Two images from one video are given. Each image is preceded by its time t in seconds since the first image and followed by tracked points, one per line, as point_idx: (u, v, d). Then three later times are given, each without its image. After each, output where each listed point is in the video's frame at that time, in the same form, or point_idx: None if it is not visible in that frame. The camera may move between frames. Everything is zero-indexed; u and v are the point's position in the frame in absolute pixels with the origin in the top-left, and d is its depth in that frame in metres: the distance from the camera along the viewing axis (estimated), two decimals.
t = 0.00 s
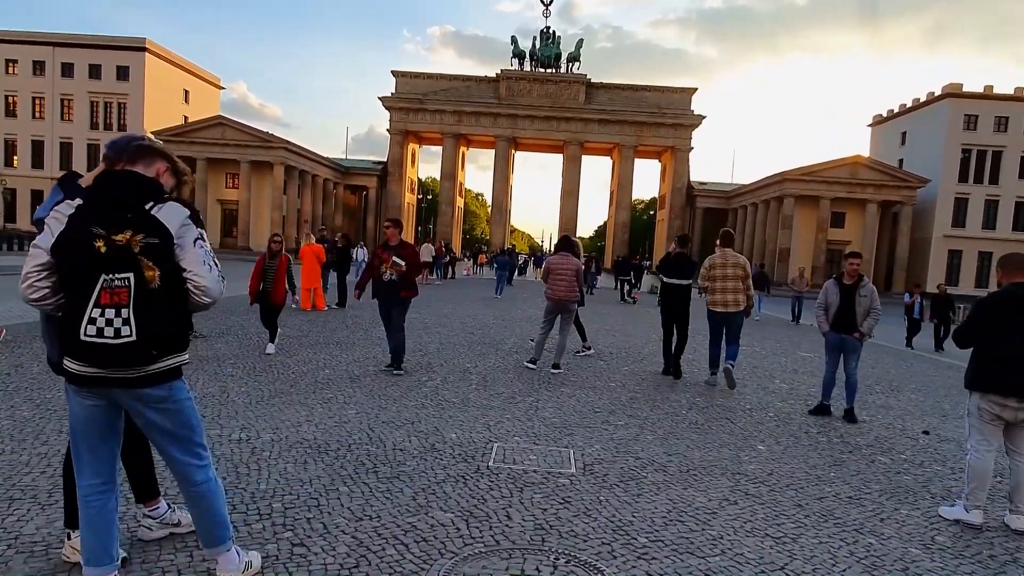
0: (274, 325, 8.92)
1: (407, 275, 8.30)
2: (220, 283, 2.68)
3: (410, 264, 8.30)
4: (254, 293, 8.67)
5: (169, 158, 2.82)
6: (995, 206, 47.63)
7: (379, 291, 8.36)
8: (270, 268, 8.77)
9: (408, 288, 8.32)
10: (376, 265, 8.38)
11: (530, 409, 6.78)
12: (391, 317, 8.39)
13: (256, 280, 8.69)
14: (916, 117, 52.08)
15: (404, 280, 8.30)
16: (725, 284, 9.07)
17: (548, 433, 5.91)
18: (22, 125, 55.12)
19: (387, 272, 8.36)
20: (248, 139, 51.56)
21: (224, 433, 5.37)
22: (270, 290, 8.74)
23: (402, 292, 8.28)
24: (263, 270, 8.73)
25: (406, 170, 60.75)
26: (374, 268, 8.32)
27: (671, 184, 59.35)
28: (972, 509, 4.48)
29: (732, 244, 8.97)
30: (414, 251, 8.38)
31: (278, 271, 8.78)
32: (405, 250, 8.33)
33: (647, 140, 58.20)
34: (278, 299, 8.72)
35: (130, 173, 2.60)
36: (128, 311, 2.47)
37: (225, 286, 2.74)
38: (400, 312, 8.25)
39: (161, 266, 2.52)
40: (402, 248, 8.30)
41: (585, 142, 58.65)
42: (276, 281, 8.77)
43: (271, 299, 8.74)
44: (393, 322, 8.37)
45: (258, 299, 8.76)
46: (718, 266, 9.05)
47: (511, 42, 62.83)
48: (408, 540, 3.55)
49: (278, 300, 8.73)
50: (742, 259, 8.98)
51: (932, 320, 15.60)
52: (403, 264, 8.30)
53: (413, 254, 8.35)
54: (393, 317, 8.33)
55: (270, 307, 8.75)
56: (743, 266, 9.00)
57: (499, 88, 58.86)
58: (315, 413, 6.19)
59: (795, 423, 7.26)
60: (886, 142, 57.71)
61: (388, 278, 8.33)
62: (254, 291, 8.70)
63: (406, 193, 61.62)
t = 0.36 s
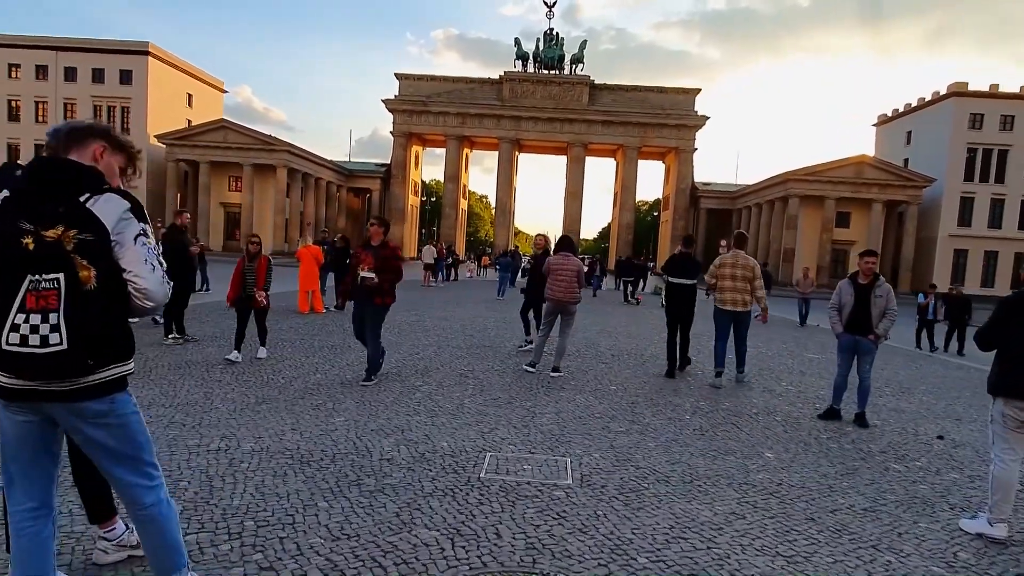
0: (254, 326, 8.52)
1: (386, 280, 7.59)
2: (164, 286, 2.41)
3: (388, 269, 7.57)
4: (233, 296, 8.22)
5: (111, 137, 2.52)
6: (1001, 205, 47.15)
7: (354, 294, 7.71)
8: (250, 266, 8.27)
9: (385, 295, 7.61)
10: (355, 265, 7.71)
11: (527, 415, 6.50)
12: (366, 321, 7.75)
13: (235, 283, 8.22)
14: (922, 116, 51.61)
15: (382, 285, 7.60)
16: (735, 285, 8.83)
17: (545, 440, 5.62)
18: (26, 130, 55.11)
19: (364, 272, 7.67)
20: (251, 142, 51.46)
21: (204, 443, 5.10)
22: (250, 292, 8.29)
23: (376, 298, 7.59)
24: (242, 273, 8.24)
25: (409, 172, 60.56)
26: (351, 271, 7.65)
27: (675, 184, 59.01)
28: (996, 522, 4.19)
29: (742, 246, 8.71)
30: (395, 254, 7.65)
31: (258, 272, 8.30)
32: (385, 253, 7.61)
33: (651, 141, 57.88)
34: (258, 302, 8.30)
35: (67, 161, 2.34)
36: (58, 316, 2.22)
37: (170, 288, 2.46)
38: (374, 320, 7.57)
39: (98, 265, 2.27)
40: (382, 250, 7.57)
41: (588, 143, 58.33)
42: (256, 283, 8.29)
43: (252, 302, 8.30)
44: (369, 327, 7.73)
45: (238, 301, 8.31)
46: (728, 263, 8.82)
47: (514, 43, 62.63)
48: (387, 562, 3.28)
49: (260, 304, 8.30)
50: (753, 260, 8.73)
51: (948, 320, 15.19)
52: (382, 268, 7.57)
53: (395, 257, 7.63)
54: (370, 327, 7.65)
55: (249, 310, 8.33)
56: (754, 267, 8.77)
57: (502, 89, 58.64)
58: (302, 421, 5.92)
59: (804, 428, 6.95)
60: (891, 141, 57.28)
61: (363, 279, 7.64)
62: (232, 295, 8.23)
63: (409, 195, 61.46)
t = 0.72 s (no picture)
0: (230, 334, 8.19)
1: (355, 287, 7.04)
2: (102, 298, 2.19)
3: (355, 275, 7.00)
4: (205, 299, 7.86)
5: (45, 124, 2.25)
6: (1012, 206, 46.58)
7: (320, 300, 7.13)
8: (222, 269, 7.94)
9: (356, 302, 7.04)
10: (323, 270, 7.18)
11: (525, 425, 6.22)
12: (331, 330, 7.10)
13: (206, 285, 7.88)
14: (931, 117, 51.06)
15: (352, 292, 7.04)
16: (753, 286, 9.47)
17: (543, 454, 5.34)
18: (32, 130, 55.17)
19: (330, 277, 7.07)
20: (256, 143, 51.37)
21: (182, 458, 4.82)
22: (223, 296, 7.93)
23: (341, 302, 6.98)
24: (214, 275, 7.89)
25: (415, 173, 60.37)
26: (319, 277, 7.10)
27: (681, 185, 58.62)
28: None
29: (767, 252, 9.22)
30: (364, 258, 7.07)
31: (232, 274, 7.97)
32: (352, 258, 7.02)
33: (657, 142, 57.52)
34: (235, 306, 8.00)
35: None
36: None
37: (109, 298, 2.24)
38: (337, 328, 7.00)
39: (24, 273, 1.99)
40: (349, 254, 7.00)
41: (594, 144, 57.98)
42: (231, 285, 7.94)
43: (226, 304, 7.95)
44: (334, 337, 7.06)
45: (211, 306, 7.92)
46: (749, 264, 9.43)
47: (519, 44, 62.37)
48: None
49: (235, 307, 7.99)
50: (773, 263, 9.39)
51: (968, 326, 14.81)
52: (350, 273, 6.99)
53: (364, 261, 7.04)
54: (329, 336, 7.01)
55: (224, 315, 7.97)
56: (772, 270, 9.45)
57: (507, 90, 58.36)
58: (289, 432, 5.65)
59: (816, 440, 6.64)
60: (899, 142, 56.75)
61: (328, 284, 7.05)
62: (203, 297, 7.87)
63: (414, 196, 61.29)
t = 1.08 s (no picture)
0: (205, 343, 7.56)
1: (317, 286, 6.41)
2: (36, 312, 2.15)
3: (317, 271, 6.40)
4: (175, 303, 7.44)
5: None
6: (1017, 206, 46.23)
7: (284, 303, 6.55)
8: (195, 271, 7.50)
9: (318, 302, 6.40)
10: (284, 269, 6.58)
11: (524, 431, 5.99)
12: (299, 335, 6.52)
13: (177, 289, 7.47)
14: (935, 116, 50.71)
15: (315, 291, 6.43)
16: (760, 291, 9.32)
17: (543, 462, 5.11)
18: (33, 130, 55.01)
19: (292, 278, 6.49)
20: (258, 142, 51.20)
21: (163, 466, 4.57)
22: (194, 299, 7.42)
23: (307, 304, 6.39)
24: (185, 276, 7.50)
25: (417, 172, 60.16)
26: (276, 275, 6.51)
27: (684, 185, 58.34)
28: None
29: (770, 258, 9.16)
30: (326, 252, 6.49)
31: (205, 278, 7.52)
32: (313, 252, 6.44)
33: (660, 141, 57.25)
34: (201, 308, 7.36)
35: None
36: None
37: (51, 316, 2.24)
38: (305, 333, 6.43)
39: None
40: (308, 248, 6.44)
41: (597, 143, 57.70)
42: (203, 289, 7.45)
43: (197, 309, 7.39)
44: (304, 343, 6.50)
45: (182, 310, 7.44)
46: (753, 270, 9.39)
47: (522, 43, 62.12)
48: None
49: (204, 311, 7.38)
50: (776, 268, 9.28)
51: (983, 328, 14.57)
52: (310, 270, 6.40)
53: (326, 255, 6.45)
54: (300, 347, 6.48)
55: (192, 321, 7.39)
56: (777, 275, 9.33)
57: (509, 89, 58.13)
58: (278, 438, 5.42)
59: (827, 447, 6.39)
60: (904, 141, 56.42)
61: (292, 285, 6.47)
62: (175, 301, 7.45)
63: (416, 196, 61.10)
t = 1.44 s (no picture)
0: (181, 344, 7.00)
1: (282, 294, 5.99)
2: (27, 309, 2.39)
3: (283, 278, 5.99)
4: (150, 304, 6.90)
5: None
6: (1019, 206, 46.06)
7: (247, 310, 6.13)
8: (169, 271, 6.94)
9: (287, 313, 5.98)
10: (247, 275, 6.16)
11: (521, 436, 5.85)
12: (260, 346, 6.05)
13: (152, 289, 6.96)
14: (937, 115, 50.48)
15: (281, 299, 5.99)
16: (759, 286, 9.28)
17: (540, 468, 4.99)
18: (33, 131, 54.95)
19: (255, 285, 6.08)
20: (257, 143, 51.09)
21: (148, 475, 4.42)
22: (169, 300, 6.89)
23: (272, 313, 5.93)
24: (159, 278, 6.95)
25: (417, 173, 60.01)
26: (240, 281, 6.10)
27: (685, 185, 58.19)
28: None
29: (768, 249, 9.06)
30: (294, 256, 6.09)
31: (178, 276, 6.98)
32: (277, 258, 6.01)
33: (660, 141, 57.11)
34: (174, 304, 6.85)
35: None
36: None
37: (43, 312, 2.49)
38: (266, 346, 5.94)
39: None
40: (272, 253, 6.00)
41: (598, 143, 57.54)
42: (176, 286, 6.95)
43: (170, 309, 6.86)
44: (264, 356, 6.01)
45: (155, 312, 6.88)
46: (751, 266, 9.35)
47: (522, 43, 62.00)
48: None
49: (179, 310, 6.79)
50: (774, 262, 9.23)
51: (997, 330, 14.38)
52: (274, 278, 5.99)
53: (293, 261, 6.04)
54: (262, 350, 5.94)
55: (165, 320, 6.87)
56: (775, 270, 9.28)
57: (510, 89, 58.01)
58: (268, 444, 5.27)
59: (831, 452, 6.25)
60: (905, 141, 56.25)
61: (254, 293, 6.03)
62: (150, 303, 6.91)
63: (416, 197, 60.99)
